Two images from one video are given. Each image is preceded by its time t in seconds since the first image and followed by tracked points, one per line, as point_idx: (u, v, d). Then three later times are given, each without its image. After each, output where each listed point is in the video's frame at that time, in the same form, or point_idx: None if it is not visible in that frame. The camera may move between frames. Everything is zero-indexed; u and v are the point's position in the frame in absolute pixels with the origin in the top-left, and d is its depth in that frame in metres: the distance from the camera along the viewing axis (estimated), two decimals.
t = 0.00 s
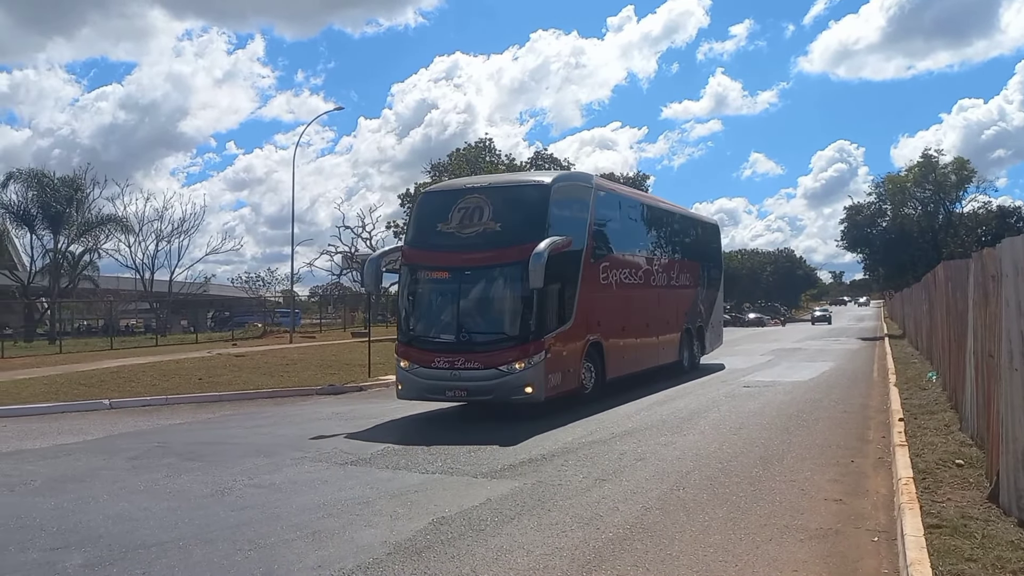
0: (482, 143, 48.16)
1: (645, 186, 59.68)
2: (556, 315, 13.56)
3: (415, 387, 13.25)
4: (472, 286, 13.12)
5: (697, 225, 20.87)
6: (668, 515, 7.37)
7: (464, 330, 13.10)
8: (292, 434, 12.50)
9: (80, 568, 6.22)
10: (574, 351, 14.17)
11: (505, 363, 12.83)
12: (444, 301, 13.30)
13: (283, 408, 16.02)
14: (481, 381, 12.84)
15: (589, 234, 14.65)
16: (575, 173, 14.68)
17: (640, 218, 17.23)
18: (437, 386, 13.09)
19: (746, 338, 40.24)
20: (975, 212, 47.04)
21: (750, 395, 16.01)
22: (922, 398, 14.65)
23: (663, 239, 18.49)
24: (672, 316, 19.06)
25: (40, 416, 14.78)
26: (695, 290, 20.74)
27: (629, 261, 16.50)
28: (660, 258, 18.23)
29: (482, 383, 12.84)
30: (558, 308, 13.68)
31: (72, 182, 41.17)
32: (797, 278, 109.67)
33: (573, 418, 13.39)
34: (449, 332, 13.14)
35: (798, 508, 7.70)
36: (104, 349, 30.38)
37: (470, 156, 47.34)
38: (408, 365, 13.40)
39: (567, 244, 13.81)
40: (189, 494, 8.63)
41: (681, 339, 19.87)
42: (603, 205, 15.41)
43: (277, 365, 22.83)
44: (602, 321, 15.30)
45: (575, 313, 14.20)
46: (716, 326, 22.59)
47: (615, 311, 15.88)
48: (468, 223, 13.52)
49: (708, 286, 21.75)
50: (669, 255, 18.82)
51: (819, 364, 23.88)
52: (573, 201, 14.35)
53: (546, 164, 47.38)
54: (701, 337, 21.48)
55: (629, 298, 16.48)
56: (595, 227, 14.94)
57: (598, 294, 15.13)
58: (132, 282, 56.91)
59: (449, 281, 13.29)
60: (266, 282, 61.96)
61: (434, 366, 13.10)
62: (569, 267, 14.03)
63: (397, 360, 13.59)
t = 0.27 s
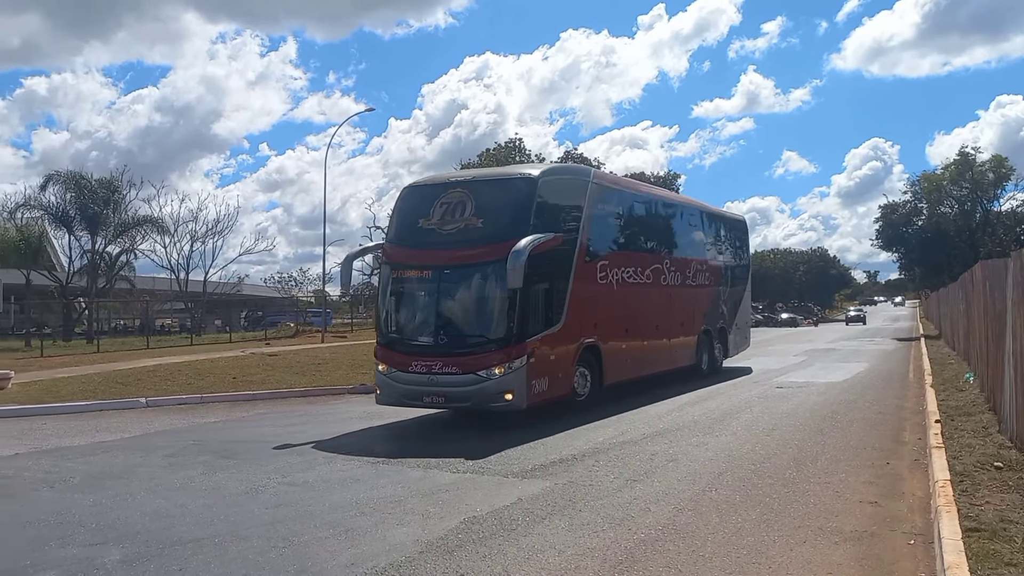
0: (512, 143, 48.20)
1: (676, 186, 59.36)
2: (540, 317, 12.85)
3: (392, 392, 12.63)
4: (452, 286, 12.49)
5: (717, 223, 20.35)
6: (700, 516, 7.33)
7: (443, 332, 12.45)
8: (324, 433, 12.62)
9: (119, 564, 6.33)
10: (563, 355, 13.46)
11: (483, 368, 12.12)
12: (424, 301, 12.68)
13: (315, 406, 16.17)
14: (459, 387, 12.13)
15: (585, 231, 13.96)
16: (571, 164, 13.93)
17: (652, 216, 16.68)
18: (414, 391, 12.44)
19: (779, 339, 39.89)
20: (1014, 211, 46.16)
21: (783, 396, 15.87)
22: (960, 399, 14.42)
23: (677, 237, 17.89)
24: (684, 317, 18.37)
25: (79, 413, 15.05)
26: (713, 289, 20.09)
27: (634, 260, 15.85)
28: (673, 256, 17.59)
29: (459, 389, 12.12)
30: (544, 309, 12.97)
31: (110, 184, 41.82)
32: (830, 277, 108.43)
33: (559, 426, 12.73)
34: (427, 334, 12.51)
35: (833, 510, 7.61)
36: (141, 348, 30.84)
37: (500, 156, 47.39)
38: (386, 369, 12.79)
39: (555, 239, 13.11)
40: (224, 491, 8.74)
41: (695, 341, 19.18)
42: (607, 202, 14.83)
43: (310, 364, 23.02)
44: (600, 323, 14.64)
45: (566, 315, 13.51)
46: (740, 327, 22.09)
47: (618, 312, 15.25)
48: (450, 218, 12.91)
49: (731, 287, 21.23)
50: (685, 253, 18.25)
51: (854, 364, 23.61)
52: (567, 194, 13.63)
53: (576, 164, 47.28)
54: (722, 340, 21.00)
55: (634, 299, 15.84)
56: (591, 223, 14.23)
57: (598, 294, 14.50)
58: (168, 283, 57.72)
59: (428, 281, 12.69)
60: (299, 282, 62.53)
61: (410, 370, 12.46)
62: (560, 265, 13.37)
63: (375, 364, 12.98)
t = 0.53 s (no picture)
0: (548, 143, 48.19)
1: (715, 185, 58.90)
2: (524, 321, 12.22)
3: (370, 397, 12.12)
4: (431, 287, 11.91)
5: (750, 221, 19.54)
6: (741, 518, 7.28)
7: (421, 335, 11.88)
8: (364, 433, 12.74)
9: (165, 560, 6.46)
10: (551, 359, 12.79)
11: (458, 374, 11.52)
12: (403, 303, 12.13)
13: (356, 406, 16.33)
14: (434, 394, 11.54)
15: (579, 230, 13.29)
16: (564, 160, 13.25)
17: (666, 213, 15.97)
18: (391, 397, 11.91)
19: (821, 339, 39.38)
20: None
21: (825, 398, 15.66)
22: (1007, 402, 14.11)
23: (697, 236, 17.14)
24: (702, 319, 17.58)
25: (125, 412, 15.36)
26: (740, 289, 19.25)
27: (642, 260, 15.14)
28: (690, 256, 16.82)
29: (435, 396, 11.53)
30: (528, 313, 12.33)
31: (155, 187, 42.59)
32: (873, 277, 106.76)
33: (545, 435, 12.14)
34: (405, 337, 11.96)
35: (877, 514, 7.51)
36: (184, 347, 31.39)
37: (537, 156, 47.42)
38: (365, 374, 12.27)
39: (542, 238, 12.47)
40: (267, 489, 8.87)
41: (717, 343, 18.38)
42: (610, 200, 14.17)
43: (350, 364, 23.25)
44: (598, 326, 13.93)
45: (555, 318, 12.86)
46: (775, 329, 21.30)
47: (621, 315, 14.56)
48: (430, 216, 12.34)
49: (763, 287, 20.41)
50: (705, 253, 17.51)
51: (899, 366, 23.23)
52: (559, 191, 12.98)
53: (614, 164, 47.12)
54: (753, 343, 20.21)
55: (641, 301, 15.13)
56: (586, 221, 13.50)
57: (596, 296, 13.83)
58: (211, 283, 58.68)
59: (408, 283, 12.13)
60: (339, 283, 63.16)
61: (387, 376, 11.93)
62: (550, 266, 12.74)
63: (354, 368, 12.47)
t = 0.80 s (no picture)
0: (592, 143, 48.11)
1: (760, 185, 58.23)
2: (503, 324, 11.59)
3: (348, 402, 11.65)
4: (407, 287, 11.39)
5: (784, 219, 18.66)
6: (789, 522, 7.19)
7: (396, 338, 11.36)
8: (408, 433, 12.83)
9: (218, 556, 6.58)
10: (539, 363, 12.13)
11: (431, 380, 10.97)
12: (380, 304, 11.63)
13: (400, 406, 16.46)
14: (406, 401, 11.00)
15: (573, 229, 12.60)
16: (558, 155, 12.66)
17: (684, 211, 15.17)
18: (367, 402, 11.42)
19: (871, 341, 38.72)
20: None
21: (875, 400, 15.40)
22: None
23: (719, 236, 16.30)
24: (724, 321, 16.69)
25: (176, 410, 15.68)
26: (769, 290, 18.31)
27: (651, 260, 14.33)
28: (708, 256, 15.97)
29: (406, 402, 10.99)
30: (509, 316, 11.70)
31: (205, 190, 43.38)
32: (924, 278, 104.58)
33: (526, 445, 11.47)
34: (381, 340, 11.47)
35: (930, 519, 7.36)
36: (233, 347, 31.92)
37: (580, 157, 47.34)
38: (343, 378, 11.81)
39: (527, 237, 11.87)
40: (315, 487, 8.99)
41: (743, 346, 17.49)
42: (614, 197, 13.42)
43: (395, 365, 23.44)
44: (596, 328, 13.19)
45: (543, 321, 12.19)
46: (814, 333, 20.34)
47: (625, 318, 13.80)
48: (411, 214, 11.86)
49: (800, 289, 19.45)
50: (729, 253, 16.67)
51: (951, 368, 22.73)
52: (552, 188, 12.39)
53: (658, 164, 46.85)
54: (787, 347, 19.29)
55: (648, 303, 14.33)
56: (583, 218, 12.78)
57: (594, 298, 13.09)
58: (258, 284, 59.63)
59: (384, 283, 11.62)
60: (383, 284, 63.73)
61: (363, 379, 11.45)
62: (538, 266, 12.10)
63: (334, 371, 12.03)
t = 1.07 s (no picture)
0: (642, 144, 47.85)
1: (815, 184, 57.30)
2: (480, 327, 11.17)
3: (327, 405, 11.49)
4: (382, 289, 11.15)
5: (824, 216, 17.76)
6: (846, 528, 7.09)
7: (371, 341, 11.13)
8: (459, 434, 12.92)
9: (276, 552, 6.73)
10: (524, 368, 11.66)
11: (403, 384, 10.71)
12: (358, 306, 11.41)
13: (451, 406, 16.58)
14: (379, 405, 10.81)
15: (562, 228, 12.07)
16: (548, 152, 12.20)
17: (699, 208, 14.45)
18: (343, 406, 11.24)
19: (930, 344, 37.84)
20: None
21: (935, 405, 15.05)
22: None
23: (744, 234, 15.51)
24: (749, 325, 15.85)
25: (234, 409, 16.02)
26: (806, 292, 17.36)
27: (658, 260, 13.63)
28: (729, 256, 15.18)
29: (379, 407, 10.80)
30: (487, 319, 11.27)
31: (261, 193, 44.19)
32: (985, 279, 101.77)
33: (503, 454, 11.05)
34: (357, 343, 11.27)
35: (993, 527, 7.19)
36: (289, 348, 32.47)
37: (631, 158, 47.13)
38: (325, 381, 11.66)
39: (508, 237, 11.43)
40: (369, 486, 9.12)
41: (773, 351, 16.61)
42: (614, 194, 12.81)
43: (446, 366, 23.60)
44: (593, 332, 12.62)
45: (528, 324, 11.69)
46: (863, 339, 19.26)
47: (626, 321, 13.14)
48: (390, 213, 11.56)
49: (843, 291, 18.44)
50: (757, 252, 15.86)
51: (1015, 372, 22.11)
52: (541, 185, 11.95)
53: (710, 164, 46.40)
54: (828, 351, 18.27)
55: (653, 305, 13.64)
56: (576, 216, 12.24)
57: (590, 300, 12.50)
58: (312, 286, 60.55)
59: (363, 283, 11.43)
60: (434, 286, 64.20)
61: (340, 383, 11.28)
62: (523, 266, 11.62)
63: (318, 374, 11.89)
